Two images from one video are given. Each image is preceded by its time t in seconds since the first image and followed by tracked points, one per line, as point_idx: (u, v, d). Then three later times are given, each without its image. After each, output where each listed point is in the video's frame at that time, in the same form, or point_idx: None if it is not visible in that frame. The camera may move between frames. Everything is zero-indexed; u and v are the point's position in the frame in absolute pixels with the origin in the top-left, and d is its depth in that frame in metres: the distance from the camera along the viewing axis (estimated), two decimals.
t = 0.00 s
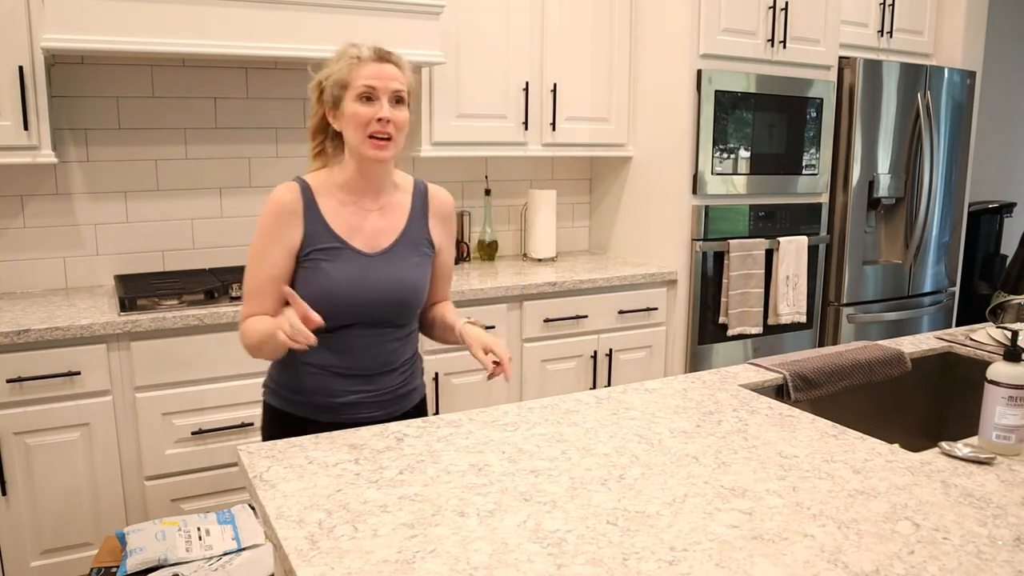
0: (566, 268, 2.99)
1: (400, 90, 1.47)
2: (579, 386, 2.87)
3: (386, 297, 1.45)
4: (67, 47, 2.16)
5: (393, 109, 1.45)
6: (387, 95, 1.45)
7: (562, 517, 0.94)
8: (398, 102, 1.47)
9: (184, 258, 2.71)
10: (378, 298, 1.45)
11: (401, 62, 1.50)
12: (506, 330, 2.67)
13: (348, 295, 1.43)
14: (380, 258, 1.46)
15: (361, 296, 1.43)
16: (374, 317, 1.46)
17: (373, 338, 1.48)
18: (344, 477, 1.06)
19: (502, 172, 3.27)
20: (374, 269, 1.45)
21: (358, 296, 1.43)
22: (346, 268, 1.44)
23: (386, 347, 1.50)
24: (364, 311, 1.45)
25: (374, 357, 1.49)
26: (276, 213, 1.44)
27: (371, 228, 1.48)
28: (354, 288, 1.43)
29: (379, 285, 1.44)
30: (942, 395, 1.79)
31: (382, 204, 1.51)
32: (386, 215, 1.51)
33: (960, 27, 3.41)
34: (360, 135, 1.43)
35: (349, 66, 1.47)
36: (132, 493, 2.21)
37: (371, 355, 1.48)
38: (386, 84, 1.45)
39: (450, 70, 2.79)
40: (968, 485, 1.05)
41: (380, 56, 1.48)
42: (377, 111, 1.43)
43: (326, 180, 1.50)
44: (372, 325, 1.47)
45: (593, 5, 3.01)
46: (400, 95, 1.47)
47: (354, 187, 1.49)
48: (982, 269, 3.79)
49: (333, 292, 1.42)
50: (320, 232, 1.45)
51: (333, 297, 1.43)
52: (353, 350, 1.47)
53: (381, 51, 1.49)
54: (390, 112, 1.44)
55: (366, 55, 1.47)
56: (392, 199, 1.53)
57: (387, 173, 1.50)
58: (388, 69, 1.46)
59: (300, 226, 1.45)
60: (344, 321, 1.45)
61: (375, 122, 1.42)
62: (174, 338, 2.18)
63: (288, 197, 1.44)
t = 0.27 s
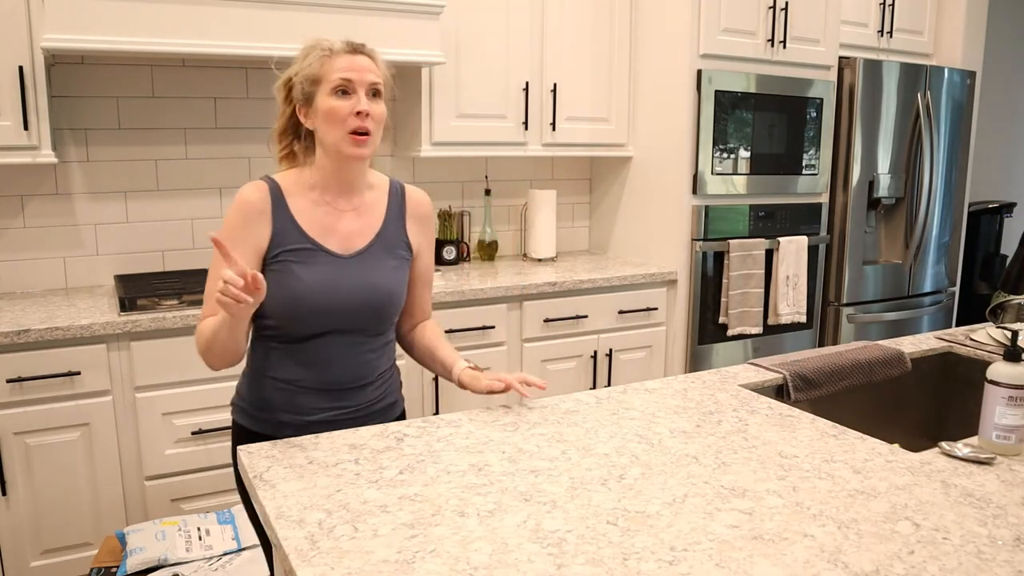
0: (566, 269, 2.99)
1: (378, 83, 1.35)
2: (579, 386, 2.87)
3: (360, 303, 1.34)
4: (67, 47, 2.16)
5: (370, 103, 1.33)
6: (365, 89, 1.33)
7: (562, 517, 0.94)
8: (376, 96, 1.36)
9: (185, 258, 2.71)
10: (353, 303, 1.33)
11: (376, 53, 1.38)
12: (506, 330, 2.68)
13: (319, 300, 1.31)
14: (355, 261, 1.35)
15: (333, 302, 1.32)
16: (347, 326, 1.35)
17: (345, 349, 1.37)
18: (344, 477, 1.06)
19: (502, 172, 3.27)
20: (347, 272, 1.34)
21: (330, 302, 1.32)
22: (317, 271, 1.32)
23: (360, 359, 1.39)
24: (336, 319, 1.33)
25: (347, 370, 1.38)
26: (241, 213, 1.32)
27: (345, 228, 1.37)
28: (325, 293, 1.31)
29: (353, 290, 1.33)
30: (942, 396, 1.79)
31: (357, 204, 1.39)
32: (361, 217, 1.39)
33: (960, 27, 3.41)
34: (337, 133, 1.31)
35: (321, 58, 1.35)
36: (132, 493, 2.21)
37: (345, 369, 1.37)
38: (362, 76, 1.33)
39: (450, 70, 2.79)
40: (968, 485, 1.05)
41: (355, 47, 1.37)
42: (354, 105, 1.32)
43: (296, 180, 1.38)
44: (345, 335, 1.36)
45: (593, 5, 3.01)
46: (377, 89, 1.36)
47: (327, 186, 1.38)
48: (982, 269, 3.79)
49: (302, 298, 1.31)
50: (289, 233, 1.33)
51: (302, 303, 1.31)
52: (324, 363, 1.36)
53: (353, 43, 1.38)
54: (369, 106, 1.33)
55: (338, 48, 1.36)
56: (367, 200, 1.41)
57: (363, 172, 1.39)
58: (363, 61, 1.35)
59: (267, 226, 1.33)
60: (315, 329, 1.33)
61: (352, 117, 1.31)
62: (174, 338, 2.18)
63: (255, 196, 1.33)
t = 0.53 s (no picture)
0: (566, 269, 2.99)
1: (372, 84, 1.32)
2: (579, 386, 2.87)
3: (353, 316, 1.29)
4: (67, 47, 2.16)
5: (366, 105, 1.30)
6: (359, 90, 1.30)
7: (562, 517, 0.94)
8: (370, 98, 1.33)
9: (185, 258, 2.71)
10: (347, 316, 1.28)
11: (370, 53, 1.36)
12: (506, 330, 2.68)
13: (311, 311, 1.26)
14: (348, 272, 1.30)
15: (323, 314, 1.27)
16: (340, 339, 1.30)
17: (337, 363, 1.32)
18: (344, 477, 1.06)
19: (502, 172, 3.27)
20: (340, 283, 1.29)
21: (321, 313, 1.27)
22: (308, 282, 1.27)
23: (353, 373, 1.34)
24: (328, 332, 1.29)
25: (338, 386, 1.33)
26: (228, 220, 1.26)
27: (338, 237, 1.32)
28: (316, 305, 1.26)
29: (345, 302, 1.28)
30: (942, 396, 1.79)
31: (351, 212, 1.35)
32: (356, 225, 1.35)
33: (960, 27, 3.41)
34: (332, 135, 1.28)
35: (313, 59, 1.32)
36: (132, 493, 2.21)
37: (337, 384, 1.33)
38: (357, 77, 1.30)
39: (450, 70, 2.79)
40: (968, 485, 1.05)
41: (348, 48, 1.34)
42: (349, 106, 1.28)
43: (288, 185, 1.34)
44: (337, 348, 1.31)
45: (593, 6, 3.01)
46: (372, 90, 1.33)
47: (320, 192, 1.33)
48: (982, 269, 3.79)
49: (293, 310, 1.26)
50: (279, 242, 1.28)
51: (292, 315, 1.26)
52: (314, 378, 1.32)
53: (346, 42, 1.35)
54: (364, 108, 1.30)
55: (331, 48, 1.33)
56: (361, 206, 1.37)
57: (357, 177, 1.35)
58: (357, 61, 1.32)
59: (256, 235, 1.28)
60: (307, 342, 1.28)
61: (347, 119, 1.28)
62: (175, 338, 2.18)
63: (241, 202, 1.27)
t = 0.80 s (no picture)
0: (566, 269, 2.99)
1: (387, 88, 1.24)
2: (579, 386, 2.87)
3: (364, 330, 1.22)
4: (67, 46, 2.16)
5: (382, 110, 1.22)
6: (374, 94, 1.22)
7: (562, 517, 0.94)
8: (385, 102, 1.24)
9: (185, 258, 2.71)
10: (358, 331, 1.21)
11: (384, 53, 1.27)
12: (506, 330, 2.68)
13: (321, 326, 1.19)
14: (358, 284, 1.22)
15: (332, 329, 1.20)
16: (349, 353, 1.23)
17: (346, 377, 1.26)
18: (344, 477, 1.06)
19: (502, 171, 3.27)
20: (350, 297, 1.21)
21: (331, 328, 1.20)
22: (316, 296, 1.19)
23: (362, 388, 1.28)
24: (337, 347, 1.22)
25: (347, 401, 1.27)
26: (228, 233, 1.17)
27: (347, 247, 1.24)
28: (326, 321, 1.19)
29: (356, 316, 1.21)
30: (942, 396, 1.79)
31: (360, 220, 1.27)
32: (366, 234, 1.27)
33: (960, 27, 3.41)
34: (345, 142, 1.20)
35: (324, 58, 1.23)
36: (132, 492, 2.21)
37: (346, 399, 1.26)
38: (373, 80, 1.22)
39: (450, 69, 2.79)
40: (968, 485, 1.05)
41: (363, 49, 1.25)
42: (364, 111, 1.20)
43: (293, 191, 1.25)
44: (347, 362, 1.24)
45: (593, 6, 3.01)
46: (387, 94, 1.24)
47: (328, 199, 1.25)
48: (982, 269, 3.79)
49: (301, 326, 1.19)
50: (284, 254, 1.20)
51: (300, 331, 1.19)
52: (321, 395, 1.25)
53: (359, 41, 1.26)
54: (379, 113, 1.21)
55: (344, 47, 1.24)
56: (370, 215, 1.29)
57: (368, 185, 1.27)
58: (372, 63, 1.23)
59: (259, 246, 1.19)
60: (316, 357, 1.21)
61: (361, 124, 1.19)
62: (175, 338, 2.18)
63: (242, 213, 1.18)
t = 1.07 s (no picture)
0: (566, 269, 2.99)
1: (407, 101, 1.18)
2: (579, 386, 2.87)
3: (381, 355, 1.19)
4: (67, 46, 2.16)
5: (401, 126, 1.16)
6: (393, 109, 1.16)
7: (562, 517, 0.94)
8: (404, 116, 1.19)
9: (185, 258, 2.71)
10: (370, 357, 1.18)
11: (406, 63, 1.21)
12: (506, 330, 2.68)
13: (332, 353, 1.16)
14: (374, 310, 1.18)
15: (349, 354, 1.17)
16: (365, 376, 1.21)
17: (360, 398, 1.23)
18: (344, 476, 1.06)
19: (502, 171, 3.27)
20: (368, 321, 1.18)
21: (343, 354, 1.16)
22: (334, 320, 1.16)
23: (377, 409, 1.25)
24: (354, 370, 1.19)
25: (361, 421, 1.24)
26: (243, 251, 1.14)
27: (366, 269, 1.20)
28: (343, 346, 1.16)
29: (374, 341, 1.18)
30: (941, 395, 1.79)
31: (380, 241, 1.23)
32: (385, 256, 1.23)
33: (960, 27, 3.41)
34: (362, 160, 1.15)
35: (343, 72, 1.17)
36: (132, 492, 2.21)
37: (359, 420, 1.24)
38: (391, 94, 1.16)
39: (450, 69, 2.79)
40: (968, 485, 1.05)
41: (381, 59, 1.19)
42: (381, 128, 1.15)
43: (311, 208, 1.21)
44: (358, 385, 1.21)
45: (593, 6, 3.01)
46: (407, 108, 1.19)
47: (347, 218, 1.21)
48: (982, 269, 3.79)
49: (317, 350, 1.16)
50: (301, 275, 1.17)
51: (316, 355, 1.16)
52: (333, 415, 1.23)
53: (379, 50, 1.20)
54: (398, 130, 1.16)
55: (362, 58, 1.18)
56: (390, 233, 1.25)
57: (388, 204, 1.23)
58: (392, 75, 1.17)
59: (274, 265, 1.16)
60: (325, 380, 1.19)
61: (379, 143, 1.14)
62: (175, 338, 2.18)
63: (258, 231, 1.15)
